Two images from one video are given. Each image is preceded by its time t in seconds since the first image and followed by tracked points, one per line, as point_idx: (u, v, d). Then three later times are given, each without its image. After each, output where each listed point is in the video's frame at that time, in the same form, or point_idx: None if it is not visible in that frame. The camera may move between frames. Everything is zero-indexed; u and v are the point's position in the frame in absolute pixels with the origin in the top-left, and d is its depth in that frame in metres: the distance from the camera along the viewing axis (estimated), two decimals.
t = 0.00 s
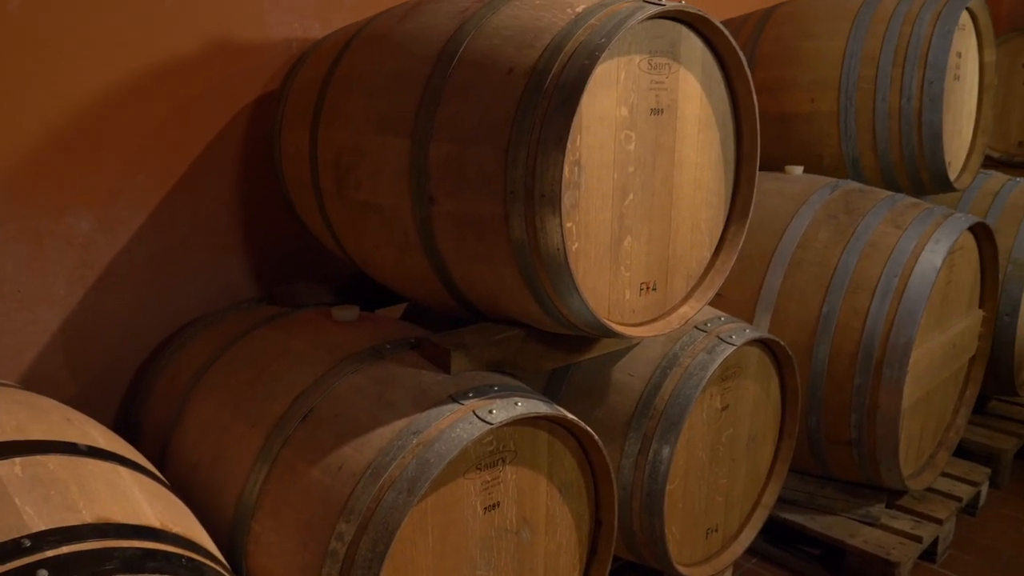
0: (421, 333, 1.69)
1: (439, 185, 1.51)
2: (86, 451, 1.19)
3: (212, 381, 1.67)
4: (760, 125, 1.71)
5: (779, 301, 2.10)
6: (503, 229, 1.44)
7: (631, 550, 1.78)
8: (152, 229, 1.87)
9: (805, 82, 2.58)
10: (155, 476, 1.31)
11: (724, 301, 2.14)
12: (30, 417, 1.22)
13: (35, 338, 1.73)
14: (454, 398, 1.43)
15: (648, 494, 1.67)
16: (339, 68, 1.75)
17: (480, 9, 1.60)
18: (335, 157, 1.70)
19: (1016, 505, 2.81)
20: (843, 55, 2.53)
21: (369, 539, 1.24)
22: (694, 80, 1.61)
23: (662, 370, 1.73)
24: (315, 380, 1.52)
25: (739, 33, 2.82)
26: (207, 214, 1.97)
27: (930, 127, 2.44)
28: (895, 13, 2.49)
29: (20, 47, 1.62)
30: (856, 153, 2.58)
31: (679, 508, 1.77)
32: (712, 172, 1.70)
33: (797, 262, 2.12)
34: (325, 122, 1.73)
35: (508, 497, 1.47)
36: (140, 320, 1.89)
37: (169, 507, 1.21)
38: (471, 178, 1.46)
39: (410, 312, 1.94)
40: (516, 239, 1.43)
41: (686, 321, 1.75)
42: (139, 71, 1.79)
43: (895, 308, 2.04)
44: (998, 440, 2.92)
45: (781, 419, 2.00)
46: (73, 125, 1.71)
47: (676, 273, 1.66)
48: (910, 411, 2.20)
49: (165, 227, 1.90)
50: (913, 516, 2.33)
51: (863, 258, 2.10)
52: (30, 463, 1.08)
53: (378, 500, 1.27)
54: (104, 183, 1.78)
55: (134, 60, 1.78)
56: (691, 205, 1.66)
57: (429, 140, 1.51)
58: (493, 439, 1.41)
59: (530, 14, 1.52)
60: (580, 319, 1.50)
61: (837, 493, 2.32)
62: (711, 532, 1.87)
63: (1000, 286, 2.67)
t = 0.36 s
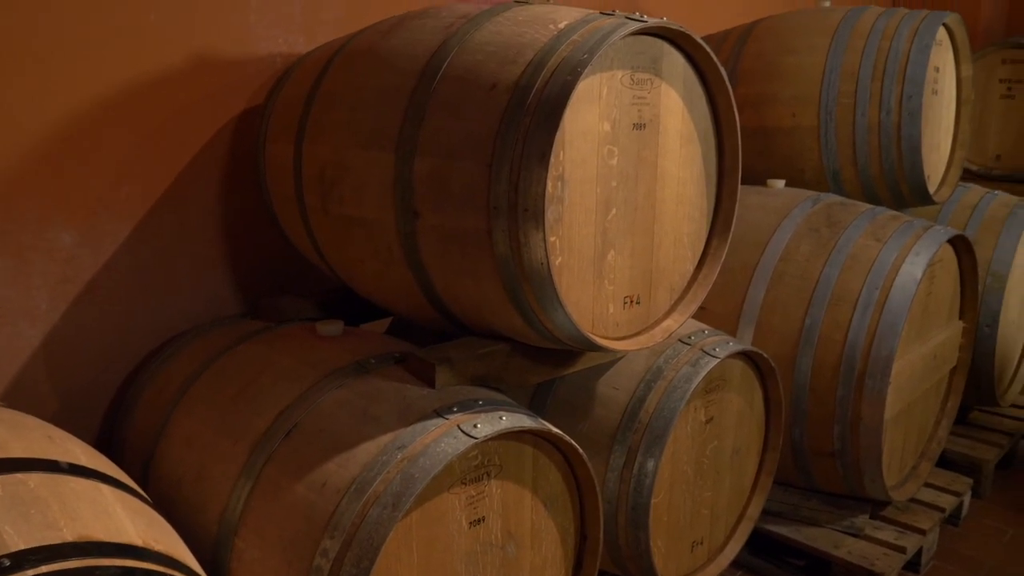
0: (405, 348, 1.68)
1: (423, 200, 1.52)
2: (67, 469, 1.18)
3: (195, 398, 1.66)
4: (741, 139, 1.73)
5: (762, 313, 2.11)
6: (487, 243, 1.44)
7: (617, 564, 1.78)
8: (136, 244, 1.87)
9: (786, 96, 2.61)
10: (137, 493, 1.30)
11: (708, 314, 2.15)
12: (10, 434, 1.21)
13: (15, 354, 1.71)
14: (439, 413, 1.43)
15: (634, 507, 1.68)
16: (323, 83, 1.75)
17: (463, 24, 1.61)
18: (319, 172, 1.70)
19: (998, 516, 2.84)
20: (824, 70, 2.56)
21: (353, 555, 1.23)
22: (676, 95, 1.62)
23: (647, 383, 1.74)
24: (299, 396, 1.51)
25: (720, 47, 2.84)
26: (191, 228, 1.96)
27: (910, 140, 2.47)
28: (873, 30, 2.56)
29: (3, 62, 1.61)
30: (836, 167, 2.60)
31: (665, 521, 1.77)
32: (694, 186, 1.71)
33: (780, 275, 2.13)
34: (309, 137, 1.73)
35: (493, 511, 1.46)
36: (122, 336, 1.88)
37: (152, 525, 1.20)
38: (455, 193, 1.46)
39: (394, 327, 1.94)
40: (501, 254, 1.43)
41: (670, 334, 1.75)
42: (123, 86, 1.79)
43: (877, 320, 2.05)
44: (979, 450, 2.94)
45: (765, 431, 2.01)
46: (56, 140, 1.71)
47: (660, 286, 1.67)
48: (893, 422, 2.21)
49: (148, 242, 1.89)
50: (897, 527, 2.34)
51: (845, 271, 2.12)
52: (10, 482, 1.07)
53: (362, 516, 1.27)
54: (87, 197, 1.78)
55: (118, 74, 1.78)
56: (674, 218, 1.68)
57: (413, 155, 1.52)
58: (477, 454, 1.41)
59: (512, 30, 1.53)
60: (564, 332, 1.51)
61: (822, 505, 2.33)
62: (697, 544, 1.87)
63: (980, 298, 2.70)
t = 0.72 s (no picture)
0: (388, 363, 1.68)
1: (406, 215, 1.52)
2: (46, 487, 1.17)
3: (176, 415, 1.64)
4: (722, 154, 1.75)
5: (744, 327, 2.13)
6: (470, 258, 1.45)
7: None
8: (117, 259, 1.86)
9: (767, 111, 2.64)
10: (117, 512, 1.29)
11: (690, 328, 2.16)
12: None
13: None
14: (422, 428, 1.42)
15: (618, 521, 1.67)
16: (306, 98, 1.76)
17: (445, 41, 1.62)
18: (302, 187, 1.70)
19: (980, 527, 2.85)
20: (803, 86, 2.60)
21: (336, 572, 1.23)
22: (657, 110, 1.63)
23: (630, 397, 1.74)
24: (282, 412, 1.51)
25: (701, 63, 2.87)
26: (173, 244, 1.95)
27: (888, 154, 2.51)
28: (850, 47, 2.60)
29: None
30: (817, 181, 2.62)
31: (649, 535, 1.77)
32: (676, 201, 1.72)
33: (761, 289, 2.15)
34: (291, 152, 1.73)
35: (477, 527, 1.46)
36: (103, 352, 1.86)
37: (132, 543, 1.19)
38: (437, 208, 1.47)
39: (377, 342, 1.93)
40: (483, 269, 1.44)
41: (653, 347, 1.76)
42: (104, 101, 1.78)
43: (857, 333, 2.07)
44: (960, 461, 2.96)
45: (749, 444, 2.02)
46: (37, 155, 1.70)
47: (642, 300, 1.68)
48: (875, 434, 2.23)
49: (130, 258, 1.88)
50: (880, 538, 2.35)
51: (825, 284, 2.14)
52: None
53: (345, 532, 1.26)
54: (68, 213, 1.77)
55: (100, 89, 1.77)
56: (656, 233, 1.69)
57: (396, 171, 1.52)
58: (461, 469, 1.41)
59: (494, 47, 1.54)
60: (547, 347, 1.51)
61: (806, 517, 2.34)
62: (681, 558, 1.87)
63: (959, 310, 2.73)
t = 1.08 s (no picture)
0: (372, 377, 1.68)
1: (390, 229, 1.52)
2: (27, 504, 1.16)
3: (159, 430, 1.63)
4: (704, 167, 1.76)
5: (727, 339, 2.14)
6: (454, 271, 1.45)
7: None
8: (99, 273, 1.85)
9: (749, 124, 2.66)
10: (99, 528, 1.28)
11: (674, 340, 2.17)
12: None
13: None
14: (406, 442, 1.42)
15: (603, 534, 1.67)
16: (289, 112, 1.76)
17: (428, 55, 1.62)
18: (285, 201, 1.70)
19: (962, 536, 2.87)
20: (784, 99, 2.63)
21: None
22: (640, 124, 1.65)
23: (614, 409, 1.74)
24: (265, 427, 1.50)
25: (683, 76, 2.90)
26: (157, 257, 1.95)
27: (868, 167, 2.53)
28: (830, 61, 2.63)
29: None
30: (798, 194, 2.65)
31: (634, 548, 1.77)
32: (658, 213, 1.73)
33: (744, 301, 2.16)
34: (275, 166, 1.73)
35: (462, 541, 1.46)
36: (85, 367, 1.85)
37: (114, 560, 1.18)
38: (421, 222, 1.47)
39: (361, 356, 1.93)
40: (467, 282, 1.44)
41: (637, 360, 1.77)
42: (87, 115, 1.78)
43: (839, 344, 2.09)
44: (942, 471, 2.98)
45: (733, 455, 2.02)
46: (18, 169, 1.69)
47: (626, 313, 1.69)
48: (858, 444, 2.24)
49: (113, 271, 1.87)
50: (864, 548, 2.36)
51: (808, 295, 2.15)
52: None
53: (329, 547, 1.26)
54: (50, 227, 1.76)
55: (83, 103, 1.77)
56: (639, 246, 1.70)
57: (379, 185, 1.52)
58: (446, 482, 1.41)
59: (477, 62, 1.54)
60: (531, 359, 1.52)
61: (791, 527, 2.34)
62: (666, 570, 1.87)
63: (940, 320, 2.76)
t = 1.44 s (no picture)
0: (357, 388, 1.67)
1: (374, 239, 1.52)
2: (7, 518, 1.15)
3: (142, 442, 1.62)
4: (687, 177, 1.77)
5: (711, 347, 2.15)
6: (439, 281, 1.45)
7: None
8: (82, 284, 1.84)
9: (732, 134, 2.68)
10: (80, 542, 1.27)
11: (659, 349, 2.18)
12: None
13: None
14: (391, 453, 1.42)
15: (589, 543, 1.67)
16: (274, 122, 1.76)
17: (413, 66, 1.63)
18: (269, 211, 1.70)
19: (946, 543, 2.89)
20: (766, 109, 2.65)
21: None
22: (623, 135, 1.66)
23: (600, 419, 1.75)
24: (249, 438, 1.49)
25: (667, 86, 2.91)
26: (140, 268, 1.94)
27: (850, 176, 2.55)
28: (812, 72, 2.66)
29: None
30: (781, 203, 2.67)
31: (620, 557, 1.77)
32: (642, 223, 1.74)
33: (728, 310, 2.18)
34: (259, 176, 1.73)
35: (447, 552, 1.45)
36: (67, 378, 1.83)
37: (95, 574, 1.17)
38: (405, 233, 1.47)
39: (346, 367, 1.92)
40: (452, 293, 1.44)
41: (622, 369, 1.77)
42: (70, 125, 1.77)
43: (823, 352, 2.10)
44: (926, 478, 3.00)
45: (718, 463, 2.03)
46: None
47: (610, 322, 1.69)
48: (841, 452, 2.25)
49: (96, 282, 1.86)
50: (848, 556, 2.37)
51: (791, 304, 2.16)
52: None
53: (314, 559, 1.25)
54: (32, 237, 1.75)
55: (66, 113, 1.76)
56: (623, 255, 1.70)
57: (364, 195, 1.52)
58: (431, 493, 1.40)
59: (462, 73, 1.55)
60: (516, 369, 1.52)
61: (776, 536, 2.35)
62: None
63: (923, 328, 2.78)
